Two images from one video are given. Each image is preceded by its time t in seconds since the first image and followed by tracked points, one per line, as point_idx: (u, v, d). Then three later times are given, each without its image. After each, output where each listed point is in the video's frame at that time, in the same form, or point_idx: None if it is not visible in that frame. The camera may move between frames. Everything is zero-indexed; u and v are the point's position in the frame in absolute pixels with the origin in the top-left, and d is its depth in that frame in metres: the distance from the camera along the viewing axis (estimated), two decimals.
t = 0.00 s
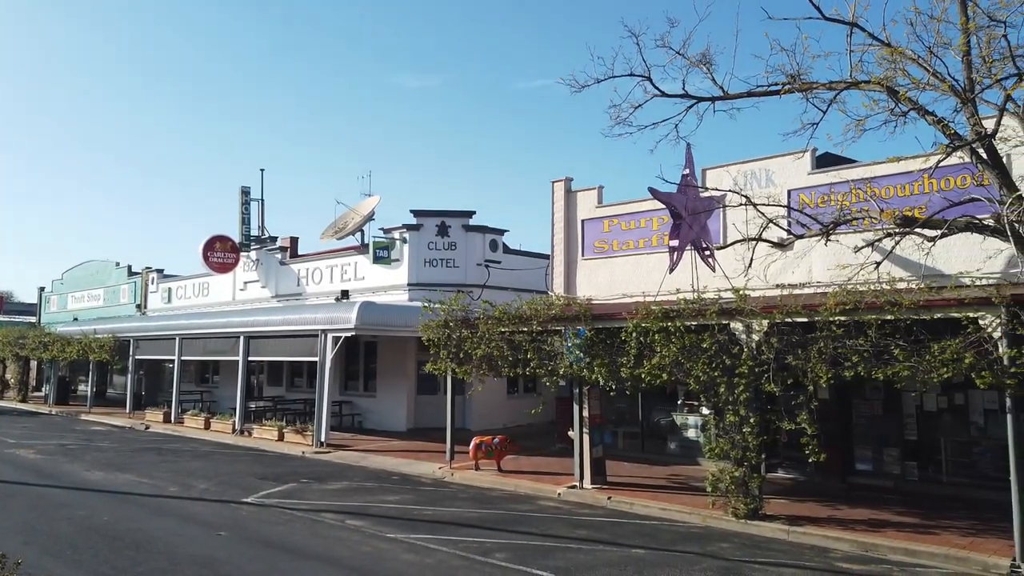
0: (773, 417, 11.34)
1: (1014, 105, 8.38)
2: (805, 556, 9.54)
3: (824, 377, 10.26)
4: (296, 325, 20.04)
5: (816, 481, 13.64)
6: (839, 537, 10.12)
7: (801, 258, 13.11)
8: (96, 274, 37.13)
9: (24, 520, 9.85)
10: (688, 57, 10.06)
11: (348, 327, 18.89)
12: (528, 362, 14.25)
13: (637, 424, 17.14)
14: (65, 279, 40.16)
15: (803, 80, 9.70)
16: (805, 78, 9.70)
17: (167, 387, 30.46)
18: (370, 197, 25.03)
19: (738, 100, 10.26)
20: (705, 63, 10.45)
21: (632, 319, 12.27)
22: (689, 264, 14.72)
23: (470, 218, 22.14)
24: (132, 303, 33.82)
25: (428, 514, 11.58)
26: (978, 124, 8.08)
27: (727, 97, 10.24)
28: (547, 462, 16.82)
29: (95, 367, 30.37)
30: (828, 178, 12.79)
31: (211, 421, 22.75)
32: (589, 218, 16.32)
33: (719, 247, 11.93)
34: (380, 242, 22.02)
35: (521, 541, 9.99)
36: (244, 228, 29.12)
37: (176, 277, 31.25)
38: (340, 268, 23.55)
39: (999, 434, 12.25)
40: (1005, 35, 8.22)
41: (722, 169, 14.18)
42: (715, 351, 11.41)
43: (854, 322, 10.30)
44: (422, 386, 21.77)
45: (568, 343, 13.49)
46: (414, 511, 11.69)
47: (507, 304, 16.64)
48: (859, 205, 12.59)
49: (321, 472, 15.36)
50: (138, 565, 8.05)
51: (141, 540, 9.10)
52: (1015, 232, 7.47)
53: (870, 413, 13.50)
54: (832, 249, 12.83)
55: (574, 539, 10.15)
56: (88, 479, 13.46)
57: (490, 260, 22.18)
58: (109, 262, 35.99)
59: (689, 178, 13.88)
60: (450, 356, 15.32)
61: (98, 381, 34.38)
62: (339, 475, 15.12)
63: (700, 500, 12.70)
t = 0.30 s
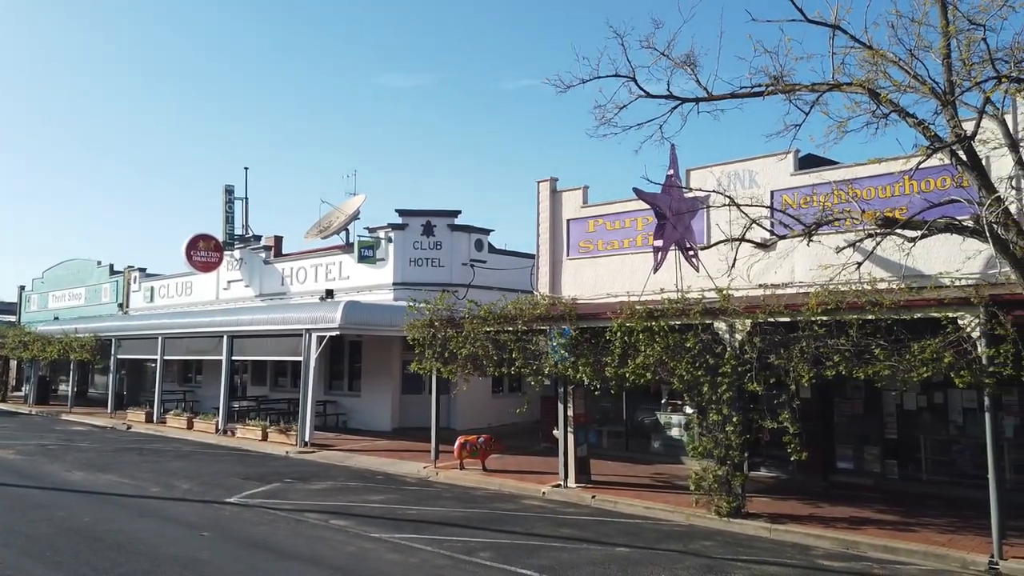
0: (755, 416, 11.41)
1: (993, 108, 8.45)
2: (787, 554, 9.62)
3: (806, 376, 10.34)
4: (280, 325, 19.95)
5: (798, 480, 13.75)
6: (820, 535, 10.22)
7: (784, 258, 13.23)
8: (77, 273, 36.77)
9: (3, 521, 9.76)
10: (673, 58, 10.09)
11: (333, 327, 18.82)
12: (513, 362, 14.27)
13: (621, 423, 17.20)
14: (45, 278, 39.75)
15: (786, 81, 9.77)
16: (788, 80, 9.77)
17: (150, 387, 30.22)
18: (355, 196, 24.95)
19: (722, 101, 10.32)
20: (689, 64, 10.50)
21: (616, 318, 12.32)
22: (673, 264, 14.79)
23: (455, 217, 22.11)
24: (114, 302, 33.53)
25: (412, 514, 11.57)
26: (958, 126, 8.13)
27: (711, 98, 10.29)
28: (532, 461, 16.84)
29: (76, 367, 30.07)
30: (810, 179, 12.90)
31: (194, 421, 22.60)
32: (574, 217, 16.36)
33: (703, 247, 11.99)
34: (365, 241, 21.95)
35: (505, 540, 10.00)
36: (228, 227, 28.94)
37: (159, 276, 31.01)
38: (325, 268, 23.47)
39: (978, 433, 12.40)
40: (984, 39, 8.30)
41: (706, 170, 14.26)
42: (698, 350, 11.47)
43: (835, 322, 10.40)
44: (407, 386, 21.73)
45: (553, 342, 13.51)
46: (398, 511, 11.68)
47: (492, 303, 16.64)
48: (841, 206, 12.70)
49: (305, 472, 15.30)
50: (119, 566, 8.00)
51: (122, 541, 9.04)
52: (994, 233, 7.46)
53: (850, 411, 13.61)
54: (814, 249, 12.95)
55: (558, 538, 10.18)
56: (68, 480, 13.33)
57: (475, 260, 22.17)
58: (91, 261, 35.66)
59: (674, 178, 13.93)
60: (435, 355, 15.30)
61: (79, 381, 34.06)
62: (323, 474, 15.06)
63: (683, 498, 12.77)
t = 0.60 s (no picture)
0: (737, 415, 11.50)
1: (971, 111, 8.52)
2: (768, 552, 9.71)
3: (787, 376, 10.43)
4: (263, 325, 19.87)
5: (779, 479, 13.88)
6: (801, 533, 10.31)
7: (765, 259, 13.34)
8: (57, 272, 36.39)
9: None
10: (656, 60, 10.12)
11: (316, 326, 18.75)
12: (497, 361, 14.29)
13: (604, 423, 17.27)
14: (24, 277, 39.31)
15: (768, 83, 9.84)
16: (769, 82, 9.84)
17: (130, 387, 29.98)
18: (339, 195, 24.87)
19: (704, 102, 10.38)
20: (671, 65, 10.52)
21: (600, 318, 12.36)
22: (656, 264, 14.87)
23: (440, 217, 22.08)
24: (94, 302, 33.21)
25: (396, 514, 11.56)
26: (937, 128, 8.18)
27: (693, 99, 10.35)
28: (515, 461, 16.89)
29: (55, 367, 29.76)
30: (792, 181, 13.01)
31: (175, 421, 22.44)
32: (558, 218, 16.41)
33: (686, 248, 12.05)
34: (349, 241, 21.88)
35: (488, 540, 10.02)
36: (211, 225, 28.76)
37: (140, 275, 30.77)
38: (308, 267, 23.39)
39: (955, 432, 12.57)
40: (962, 43, 8.38)
41: (689, 171, 14.35)
42: (681, 350, 11.54)
43: (816, 322, 10.49)
44: (391, 386, 21.70)
45: (537, 342, 13.53)
46: (381, 511, 11.66)
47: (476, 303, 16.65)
48: (822, 207, 12.81)
49: (288, 472, 15.25)
50: (99, 568, 7.95)
51: (102, 543, 8.98)
52: (971, 235, 7.41)
53: (830, 410, 13.74)
54: (794, 251, 13.07)
55: (541, 538, 10.21)
56: (48, 481, 13.21)
57: (460, 260, 22.17)
58: (71, 260, 35.31)
59: (657, 179, 14.00)
60: (419, 355, 15.29)
61: (59, 381, 33.73)
62: (306, 475, 15.01)
63: (666, 497, 12.85)
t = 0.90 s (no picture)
0: (723, 415, 11.54)
1: (953, 114, 8.58)
2: (754, 552, 9.76)
3: (772, 376, 10.49)
4: (248, 325, 19.75)
5: (764, 478, 13.96)
6: (785, 533, 10.38)
7: (751, 260, 13.42)
8: (39, 272, 36.02)
9: None
10: (643, 60, 10.12)
11: (302, 326, 18.66)
12: (484, 362, 14.28)
13: (591, 423, 17.30)
14: (6, 276, 38.89)
15: (753, 85, 9.88)
16: (755, 85, 9.88)
17: (114, 388, 29.74)
18: (325, 195, 24.78)
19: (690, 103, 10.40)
20: (658, 67, 10.51)
21: (587, 319, 12.37)
22: (642, 265, 14.91)
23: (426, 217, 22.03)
24: (77, 301, 32.90)
25: (382, 515, 11.53)
26: (920, 130, 8.22)
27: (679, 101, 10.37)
28: (502, 461, 16.89)
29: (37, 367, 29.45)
30: (777, 182, 13.09)
31: (159, 422, 22.28)
32: (545, 218, 16.42)
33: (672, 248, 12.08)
34: (335, 241, 21.80)
35: (475, 541, 10.01)
36: (195, 225, 28.58)
37: (123, 275, 30.52)
38: (294, 267, 23.29)
39: (938, 432, 12.69)
40: (945, 46, 8.44)
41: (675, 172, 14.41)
42: (667, 351, 11.57)
43: (800, 322, 10.55)
44: (377, 386, 21.65)
45: (524, 343, 13.53)
46: (367, 512, 11.63)
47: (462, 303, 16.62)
48: (806, 208, 12.90)
49: (274, 473, 15.17)
50: (81, 570, 7.87)
51: (84, 545, 8.90)
52: (953, 236, 7.34)
53: (815, 410, 13.83)
54: (780, 252, 13.16)
55: (527, 538, 10.22)
56: (29, 483, 13.06)
57: (447, 260, 22.13)
58: (53, 259, 34.97)
59: (644, 180, 14.05)
60: (405, 355, 15.26)
61: (41, 382, 33.40)
62: (292, 476, 14.94)
63: (652, 497, 12.88)
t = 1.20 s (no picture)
0: (707, 415, 11.59)
1: (935, 117, 8.64)
2: (738, 551, 9.81)
3: (756, 375, 10.55)
4: (232, 324, 19.63)
5: (748, 477, 14.04)
6: (768, 531, 10.44)
7: (735, 260, 13.50)
8: (20, 270, 35.62)
9: None
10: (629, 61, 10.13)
11: (286, 326, 18.56)
12: (469, 362, 14.26)
13: (577, 423, 17.33)
14: None
15: (738, 87, 9.91)
16: (739, 86, 9.91)
17: (95, 388, 29.47)
18: (311, 194, 24.68)
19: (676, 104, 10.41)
20: (644, 68, 10.50)
21: (572, 319, 12.38)
22: (628, 265, 14.96)
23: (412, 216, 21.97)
24: (58, 301, 32.56)
25: (367, 515, 11.49)
26: (902, 132, 8.27)
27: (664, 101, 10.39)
28: (487, 461, 16.88)
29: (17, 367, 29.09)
30: (762, 183, 13.17)
31: (142, 422, 22.09)
32: (531, 218, 16.43)
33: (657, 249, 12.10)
34: (321, 240, 21.64)
35: (460, 541, 10.00)
36: (179, 223, 28.37)
37: (106, 274, 30.24)
38: (279, 266, 23.17)
39: (919, 431, 12.82)
40: (927, 49, 8.51)
41: (661, 172, 14.46)
42: (652, 350, 11.61)
43: (784, 323, 10.61)
44: (362, 386, 21.58)
45: (509, 342, 13.52)
46: (351, 512, 11.59)
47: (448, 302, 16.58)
48: (790, 209, 12.99)
49: (257, 474, 15.08)
50: (61, 573, 7.79)
51: (65, 547, 8.81)
52: (933, 237, 7.39)
53: (798, 409, 13.92)
54: (763, 252, 13.25)
55: (512, 538, 10.22)
56: (8, 484, 12.91)
57: (433, 260, 22.09)
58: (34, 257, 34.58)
59: (629, 180, 14.09)
60: (390, 355, 15.21)
61: (21, 382, 33.03)
62: (276, 476, 14.86)
63: (637, 496, 12.92)
